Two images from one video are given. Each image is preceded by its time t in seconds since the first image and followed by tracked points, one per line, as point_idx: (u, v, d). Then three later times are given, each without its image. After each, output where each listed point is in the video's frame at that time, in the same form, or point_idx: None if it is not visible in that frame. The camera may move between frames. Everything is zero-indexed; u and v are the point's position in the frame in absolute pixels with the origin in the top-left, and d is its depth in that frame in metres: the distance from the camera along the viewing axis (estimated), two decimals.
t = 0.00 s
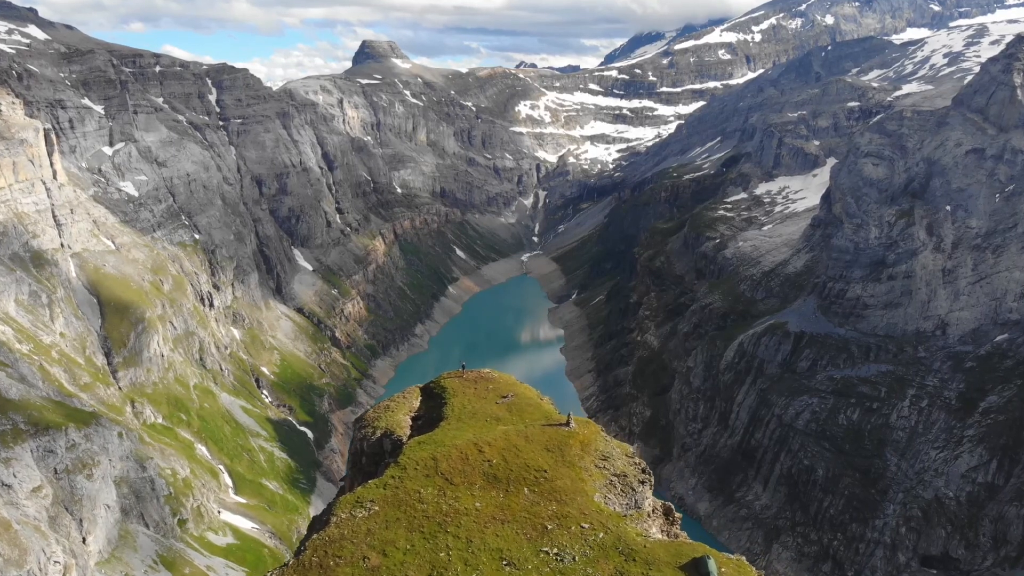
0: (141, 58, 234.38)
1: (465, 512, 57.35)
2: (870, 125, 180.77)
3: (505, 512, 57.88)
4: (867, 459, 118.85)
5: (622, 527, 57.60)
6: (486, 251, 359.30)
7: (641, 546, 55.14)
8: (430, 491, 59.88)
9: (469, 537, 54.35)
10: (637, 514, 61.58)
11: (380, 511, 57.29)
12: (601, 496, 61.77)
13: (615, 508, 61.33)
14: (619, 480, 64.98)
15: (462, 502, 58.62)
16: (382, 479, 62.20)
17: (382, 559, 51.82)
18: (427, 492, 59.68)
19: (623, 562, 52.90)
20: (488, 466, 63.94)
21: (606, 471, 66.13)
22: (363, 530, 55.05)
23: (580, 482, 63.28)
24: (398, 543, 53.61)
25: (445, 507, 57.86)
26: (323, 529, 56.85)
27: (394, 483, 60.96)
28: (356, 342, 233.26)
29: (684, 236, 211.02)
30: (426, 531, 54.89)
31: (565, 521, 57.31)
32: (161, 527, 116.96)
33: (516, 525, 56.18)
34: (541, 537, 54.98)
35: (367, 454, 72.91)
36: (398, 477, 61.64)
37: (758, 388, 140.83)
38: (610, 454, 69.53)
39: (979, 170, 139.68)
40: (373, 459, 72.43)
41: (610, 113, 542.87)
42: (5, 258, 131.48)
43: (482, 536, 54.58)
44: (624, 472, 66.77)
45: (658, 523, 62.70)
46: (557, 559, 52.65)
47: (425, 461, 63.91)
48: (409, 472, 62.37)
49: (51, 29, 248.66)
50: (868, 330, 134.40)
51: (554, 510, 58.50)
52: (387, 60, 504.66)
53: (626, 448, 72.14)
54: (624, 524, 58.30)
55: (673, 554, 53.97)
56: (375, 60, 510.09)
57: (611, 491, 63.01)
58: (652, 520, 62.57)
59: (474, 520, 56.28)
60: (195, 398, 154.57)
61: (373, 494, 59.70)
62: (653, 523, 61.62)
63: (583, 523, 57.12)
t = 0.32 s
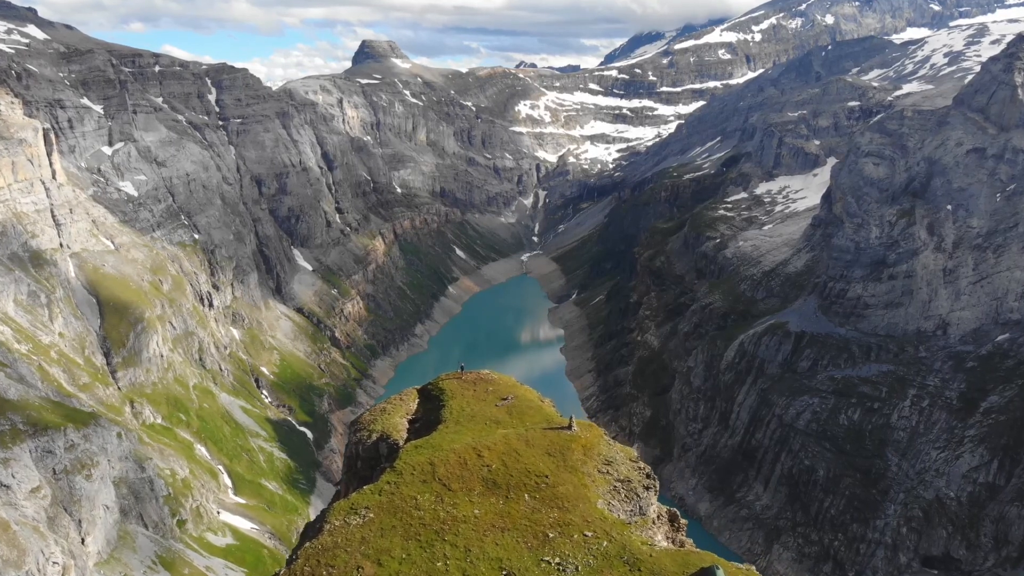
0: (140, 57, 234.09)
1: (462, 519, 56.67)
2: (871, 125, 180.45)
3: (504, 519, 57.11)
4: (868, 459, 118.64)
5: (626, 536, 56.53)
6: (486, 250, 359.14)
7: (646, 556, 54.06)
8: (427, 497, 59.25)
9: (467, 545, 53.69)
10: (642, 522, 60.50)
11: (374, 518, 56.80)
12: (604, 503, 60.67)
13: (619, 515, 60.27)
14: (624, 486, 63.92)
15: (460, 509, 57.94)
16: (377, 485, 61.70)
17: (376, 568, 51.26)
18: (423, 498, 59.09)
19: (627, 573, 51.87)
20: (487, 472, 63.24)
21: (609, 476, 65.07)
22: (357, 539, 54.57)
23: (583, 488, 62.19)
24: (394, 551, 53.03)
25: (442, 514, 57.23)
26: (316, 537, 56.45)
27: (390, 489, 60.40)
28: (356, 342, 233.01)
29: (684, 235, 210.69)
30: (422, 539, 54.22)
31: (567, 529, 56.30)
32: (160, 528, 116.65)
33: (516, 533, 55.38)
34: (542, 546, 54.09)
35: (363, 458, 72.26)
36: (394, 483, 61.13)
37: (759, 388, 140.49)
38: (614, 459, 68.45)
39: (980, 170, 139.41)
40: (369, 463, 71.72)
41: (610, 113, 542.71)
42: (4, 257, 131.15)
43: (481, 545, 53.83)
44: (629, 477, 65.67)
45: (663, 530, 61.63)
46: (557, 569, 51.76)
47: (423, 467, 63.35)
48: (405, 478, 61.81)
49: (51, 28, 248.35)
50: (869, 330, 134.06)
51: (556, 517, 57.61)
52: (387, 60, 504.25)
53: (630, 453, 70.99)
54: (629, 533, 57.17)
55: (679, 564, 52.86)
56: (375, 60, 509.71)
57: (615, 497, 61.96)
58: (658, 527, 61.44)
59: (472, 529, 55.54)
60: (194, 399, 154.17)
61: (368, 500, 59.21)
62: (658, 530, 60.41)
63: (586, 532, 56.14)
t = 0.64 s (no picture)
0: (139, 57, 234.30)
1: (460, 527, 56.17)
2: (871, 125, 180.16)
3: (503, 527, 56.58)
4: (868, 459, 118.45)
5: (630, 545, 55.80)
6: (486, 250, 358.99)
7: (651, 565, 53.26)
8: (424, 505, 58.77)
9: (465, 555, 53.17)
10: (647, 529, 59.73)
11: (369, 526, 56.35)
12: (607, 510, 59.88)
13: (623, 523, 59.50)
14: (628, 492, 63.08)
15: (457, 517, 57.43)
16: (373, 491, 61.19)
17: None
18: (420, 505, 58.61)
19: None
20: (486, 478, 62.71)
21: (613, 481, 64.05)
22: (351, 548, 54.15)
23: (585, 494, 61.42)
24: (390, 561, 52.59)
25: (440, 522, 56.73)
26: (309, 545, 56.01)
27: (386, 496, 59.91)
28: (356, 342, 232.82)
29: (684, 236, 210.39)
30: (418, 549, 53.74)
31: (569, 537, 55.65)
32: (159, 529, 116.41)
33: (516, 542, 54.80)
34: (543, 556, 53.48)
35: (358, 463, 71.63)
36: (390, 489, 60.67)
37: (760, 389, 140.17)
38: (618, 463, 67.62)
39: (980, 169, 139.15)
40: (364, 468, 71.11)
41: (610, 113, 542.55)
42: (2, 257, 130.81)
43: (479, 554, 53.29)
44: (633, 482, 64.74)
45: (668, 537, 60.85)
46: None
47: (420, 472, 62.86)
48: (401, 484, 61.35)
49: (50, 29, 248.23)
50: (870, 330, 133.74)
51: (557, 525, 57.00)
52: (386, 60, 504.05)
53: (635, 457, 70.10)
54: (633, 541, 56.46)
55: (685, 573, 52.02)
56: (375, 60, 509.57)
57: (619, 504, 61.17)
58: (663, 534, 60.60)
59: (470, 537, 55.02)
60: (194, 399, 153.89)
61: (362, 507, 58.76)
62: (663, 538, 59.63)
63: (589, 540, 55.47)
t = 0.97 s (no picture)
0: (139, 58, 235.41)
1: (457, 537, 55.70)
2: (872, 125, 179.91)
3: (503, 536, 56.12)
4: (868, 460, 118.17)
5: (635, 556, 55.25)
6: (486, 251, 358.70)
7: None
8: (420, 513, 58.34)
9: (463, 566, 52.76)
10: (653, 538, 59.15)
11: (363, 536, 56.01)
12: (611, 519, 59.32)
13: (628, 532, 58.99)
14: (632, 500, 62.49)
15: (455, 526, 56.97)
16: (368, 499, 60.79)
17: None
18: (416, 514, 58.21)
19: None
20: (485, 485, 62.27)
21: (617, 489, 63.50)
22: (344, 559, 53.83)
23: (588, 502, 60.87)
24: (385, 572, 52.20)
25: (437, 532, 56.28)
26: (301, 556, 55.63)
27: (381, 504, 59.49)
28: (356, 343, 232.60)
29: (684, 236, 210.00)
30: (414, 560, 53.29)
31: (571, 548, 55.13)
32: (158, 530, 116.12)
33: (515, 553, 54.30)
34: (544, 567, 52.99)
35: (352, 469, 71.06)
36: (384, 497, 60.30)
37: (760, 390, 139.83)
38: (621, 470, 67.09)
39: (981, 170, 138.88)
40: (359, 474, 70.59)
41: (610, 114, 542.31)
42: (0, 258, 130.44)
43: (478, 565, 52.83)
44: (637, 490, 64.09)
45: (674, 546, 60.29)
46: None
47: (416, 479, 62.45)
48: (397, 491, 60.91)
49: (49, 29, 247.89)
50: (870, 331, 133.39)
51: (559, 535, 56.49)
52: (386, 60, 503.91)
53: (639, 463, 69.54)
54: (637, 551, 55.92)
55: None
56: (374, 61, 509.38)
57: (623, 512, 60.58)
58: (669, 544, 60.02)
59: (468, 548, 54.53)
60: (193, 400, 153.55)
61: (356, 516, 58.40)
62: (669, 547, 59.13)
63: (592, 551, 54.92)
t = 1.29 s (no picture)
0: (138, 59, 236.16)
1: (454, 548, 55.19)
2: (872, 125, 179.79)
3: (503, 548, 55.56)
4: (869, 462, 117.85)
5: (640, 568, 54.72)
6: (486, 252, 358.61)
7: None
8: (417, 524, 57.86)
9: None
10: (658, 549, 58.63)
11: (357, 548, 55.52)
12: (615, 529, 58.72)
13: (633, 543, 58.45)
14: (637, 508, 61.90)
15: (452, 537, 56.43)
16: (362, 508, 60.35)
17: None
18: (412, 525, 57.73)
19: None
20: (485, 495, 61.75)
21: (621, 498, 62.90)
22: (337, 571, 53.40)
23: (591, 512, 60.27)
24: None
25: (435, 543, 55.78)
26: (293, 567, 55.15)
27: (376, 514, 59.02)
28: (356, 344, 232.37)
29: (684, 237, 209.82)
30: (410, 572, 52.79)
31: (574, 560, 54.59)
32: (157, 532, 115.74)
33: (515, 565, 53.77)
34: None
35: (348, 475, 70.59)
36: (380, 506, 59.82)
37: (760, 391, 139.50)
38: (626, 477, 66.49)
39: (982, 170, 138.68)
40: (354, 481, 70.19)
41: (609, 115, 542.50)
42: None
43: None
44: (643, 498, 63.44)
45: (680, 557, 59.84)
46: None
47: (414, 488, 61.95)
48: (392, 500, 60.47)
49: (49, 30, 247.87)
50: (871, 332, 133.09)
51: (561, 546, 55.94)
52: (386, 61, 504.19)
53: (643, 470, 69.01)
54: (642, 564, 55.44)
55: None
56: (374, 62, 509.50)
57: (628, 521, 60.03)
58: (675, 554, 59.51)
59: (467, 561, 54.00)
60: (192, 401, 153.25)
61: (350, 526, 57.97)
62: (675, 558, 58.68)
63: (595, 564, 54.37)
